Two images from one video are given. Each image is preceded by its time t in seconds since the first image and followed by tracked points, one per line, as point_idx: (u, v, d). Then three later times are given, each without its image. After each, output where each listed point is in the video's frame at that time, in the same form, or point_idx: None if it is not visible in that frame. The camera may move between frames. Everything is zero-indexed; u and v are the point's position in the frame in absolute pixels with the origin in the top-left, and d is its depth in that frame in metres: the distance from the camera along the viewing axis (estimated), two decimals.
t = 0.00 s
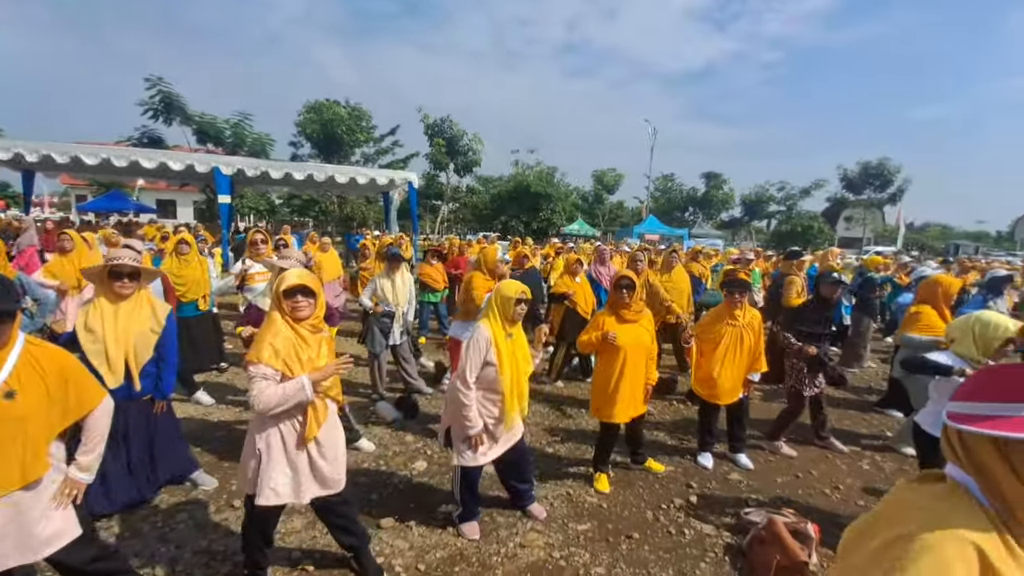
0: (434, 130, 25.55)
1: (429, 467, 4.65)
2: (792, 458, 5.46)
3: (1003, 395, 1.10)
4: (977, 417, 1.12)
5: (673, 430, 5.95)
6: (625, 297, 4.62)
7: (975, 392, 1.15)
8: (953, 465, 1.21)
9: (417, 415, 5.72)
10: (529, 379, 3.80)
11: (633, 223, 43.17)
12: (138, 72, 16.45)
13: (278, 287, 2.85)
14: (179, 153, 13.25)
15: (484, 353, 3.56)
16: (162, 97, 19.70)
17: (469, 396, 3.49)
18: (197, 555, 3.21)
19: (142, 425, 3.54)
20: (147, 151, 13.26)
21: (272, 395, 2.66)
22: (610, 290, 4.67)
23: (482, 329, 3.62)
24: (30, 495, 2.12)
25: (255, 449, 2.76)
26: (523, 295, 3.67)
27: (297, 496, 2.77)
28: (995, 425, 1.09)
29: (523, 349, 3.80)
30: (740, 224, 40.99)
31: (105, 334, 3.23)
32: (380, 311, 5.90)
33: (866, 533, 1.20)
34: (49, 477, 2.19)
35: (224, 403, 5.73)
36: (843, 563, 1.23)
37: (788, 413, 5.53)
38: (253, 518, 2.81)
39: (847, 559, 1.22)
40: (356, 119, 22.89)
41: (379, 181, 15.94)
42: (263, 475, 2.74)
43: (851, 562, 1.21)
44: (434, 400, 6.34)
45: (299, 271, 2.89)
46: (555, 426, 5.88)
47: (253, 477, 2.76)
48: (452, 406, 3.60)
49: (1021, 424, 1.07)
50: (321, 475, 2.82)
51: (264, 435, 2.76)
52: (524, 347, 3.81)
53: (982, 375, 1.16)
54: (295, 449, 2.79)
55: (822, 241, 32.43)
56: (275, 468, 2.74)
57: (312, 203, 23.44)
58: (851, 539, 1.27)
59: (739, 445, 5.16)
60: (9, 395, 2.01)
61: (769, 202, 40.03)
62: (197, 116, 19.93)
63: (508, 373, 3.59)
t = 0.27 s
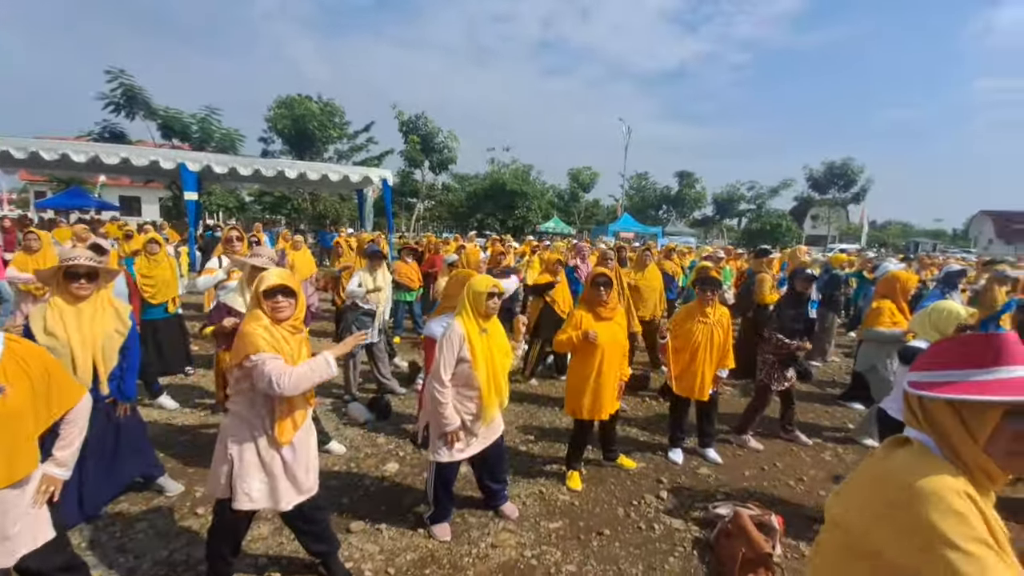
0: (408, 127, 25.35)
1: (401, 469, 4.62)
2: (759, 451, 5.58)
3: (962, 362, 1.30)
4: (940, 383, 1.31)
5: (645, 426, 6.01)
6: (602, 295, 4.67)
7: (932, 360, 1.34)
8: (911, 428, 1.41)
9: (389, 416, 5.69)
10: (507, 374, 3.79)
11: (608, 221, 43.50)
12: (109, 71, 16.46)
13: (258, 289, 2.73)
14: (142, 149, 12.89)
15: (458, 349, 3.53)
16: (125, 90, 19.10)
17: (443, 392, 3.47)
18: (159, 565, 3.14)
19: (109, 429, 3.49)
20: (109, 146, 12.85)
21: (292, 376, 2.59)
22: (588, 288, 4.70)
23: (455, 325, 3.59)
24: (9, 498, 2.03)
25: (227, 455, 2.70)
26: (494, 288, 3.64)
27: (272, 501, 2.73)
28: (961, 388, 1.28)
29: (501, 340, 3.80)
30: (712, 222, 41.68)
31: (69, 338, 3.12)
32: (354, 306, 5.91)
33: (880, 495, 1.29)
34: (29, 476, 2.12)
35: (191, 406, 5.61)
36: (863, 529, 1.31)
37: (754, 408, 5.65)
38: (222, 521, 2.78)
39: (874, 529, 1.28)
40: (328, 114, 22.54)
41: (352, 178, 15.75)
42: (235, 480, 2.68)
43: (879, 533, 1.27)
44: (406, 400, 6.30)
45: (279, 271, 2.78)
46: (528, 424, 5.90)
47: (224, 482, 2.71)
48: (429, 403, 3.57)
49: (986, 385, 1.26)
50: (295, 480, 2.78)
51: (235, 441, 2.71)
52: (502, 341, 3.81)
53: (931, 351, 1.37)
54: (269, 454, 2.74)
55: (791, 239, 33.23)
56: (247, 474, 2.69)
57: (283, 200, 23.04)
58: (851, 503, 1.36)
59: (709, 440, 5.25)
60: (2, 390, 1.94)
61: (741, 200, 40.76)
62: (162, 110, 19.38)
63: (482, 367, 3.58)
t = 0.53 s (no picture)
0: (384, 123, 25.13)
1: (374, 471, 4.58)
2: (730, 446, 5.68)
3: (930, 356, 1.54)
4: (907, 376, 1.56)
5: (620, 422, 6.06)
6: (585, 291, 4.74)
7: (902, 356, 1.59)
8: (876, 416, 1.65)
9: (363, 418, 5.64)
10: (492, 370, 3.75)
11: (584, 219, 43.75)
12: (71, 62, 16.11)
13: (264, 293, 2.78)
14: (105, 145, 12.55)
15: (440, 348, 3.51)
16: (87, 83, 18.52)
17: (428, 392, 3.44)
18: None
19: (94, 425, 3.37)
20: (70, 141, 12.45)
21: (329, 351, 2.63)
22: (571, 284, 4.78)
23: (438, 325, 3.57)
24: (17, 492, 2.07)
25: (203, 458, 2.65)
26: (476, 286, 3.61)
27: (248, 507, 2.69)
28: (926, 379, 1.52)
29: (486, 335, 3.78)
30: (686, 220, 42.20)
31: (73, 336, 3.11)
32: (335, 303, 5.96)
33: (882, 470, 1.44)
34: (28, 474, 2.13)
35: (159, 409, 5.48)
36: (875, 510, 1.42)
37: (724, 402, 5.75)
38: (192, 525, 2.73)
39: (889, 505, 1.40)
40: (301, 110, 22.19)
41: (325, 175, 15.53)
42: (211, 484, 2.64)
43: (896, 508, 1.39)
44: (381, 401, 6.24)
45: (283, 278, 2.84)
46: (504, 423, 5.91)
47: (196, 486, 2.65)
48: (412, 402, 3.55)
49: (949, 377, 1.50)
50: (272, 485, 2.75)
51: (213, 444, 2.66)
52: (488, 337, 3.79)
53: (897, 348, 1.62)
54: (249, 458, 2.70)
55: (763, 237, 33.83)
56: (225, 479, 2.66)
57: (254, 198, 22.61)
58: (850, 489, 1.50)
59: (682, 436, 5.33)
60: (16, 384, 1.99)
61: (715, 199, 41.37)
62: (126, 105, 18.84)
63: (466, 365, 3.55)
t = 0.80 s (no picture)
0: (362, 120, 24.89)
1: (350, 473, 4.54)
2: (706, 440, 5.74)
3: (901, 366, 1.68)
4: (881, 384, 1.70)
5: (598, 419, 6.09)
6: (574, 288, 4.74)
7: (877, 365, 1.73)
8: (854, 419, 1.80)
9: (340, 418, 5.58)
10: (481, 369, 3.72)
11: (565, 217, 43.86)
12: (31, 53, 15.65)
13: (276, 304, 2.70)
14: (71, 140, 12.22)
15: (432, 350, 3.48)
16: (51, 77, 18.00)
17: (416, 393, 3.41)
18: None
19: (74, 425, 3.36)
20: (34, 137, 12.09)
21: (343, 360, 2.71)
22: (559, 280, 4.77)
23: (429, 326, 3.52)
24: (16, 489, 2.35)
25: (181, 457, 2.58)
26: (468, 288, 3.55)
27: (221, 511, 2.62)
28: (897, 386, 1.66)
29: (478, 336, 3.75)
30: (665, 218, 42.63)
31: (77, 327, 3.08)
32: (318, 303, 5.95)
33: (863, 463, 1.64)
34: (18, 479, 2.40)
35: (128, 411, 5.35)
36: (863, 498, 1.62)
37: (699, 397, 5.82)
38: (158, 528, 2.65)
39: (873, 493, 1.60)
40: (276, 106, 21.84)
41: (302, 172, 15.32)
42: (186, 485, 2.57)
43: (879, 494, 1.59)
44: (358, 401, 6.18)
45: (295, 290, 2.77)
46: (482, 421, 5.89)
47: (168, 486, 2.57)
48: (398, 399, 3.51)
49: (917, 385, 1.65)
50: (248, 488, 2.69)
51: (192, 444, 2.59)
52: (481, 338, 3.76)
53: (874, 358, 1.75)
54: (228, 460, 2.64)
55: (739, 235, 34.34)
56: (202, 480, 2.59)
57: (229, 195, 22.21)
58: (838, 481, 1.69)
59: (659, 431, 5.37)
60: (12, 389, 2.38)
61: (693, 197, 41.81)
62: (93, 99, 18.35)
63: (456, 365, 3.54)
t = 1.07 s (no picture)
0: (343, 117, 24.65)
1: (328, 474, 4.48)
2: (685, 436, 5.77)
3: (885, 370, 1.73)
4: (866, 388, 1.76)
5: (580, 416, 6.09)
6: (565, 286, 4.76)
7: (860, 369, 1.79)
8: (838, 420, 1.86)
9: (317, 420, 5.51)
10: (468, 370, 3.68)
11: (548, 215, 43.90)
12: None
13: (264, 308, 2.63)
14: (40, 135, 11.90)
15: (421, 353, 3.43)
16: (19, 71, 17.50)
17: (402, 394, 3.36)
18: None
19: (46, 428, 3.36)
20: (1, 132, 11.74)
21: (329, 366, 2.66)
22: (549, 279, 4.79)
23: (419, 328, 3.45)
24: None
25: (154, 460, 2.50)
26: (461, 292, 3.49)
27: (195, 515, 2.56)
28: (882, 390, 1.72)
29: (467, 335, 3.69)
30: (646, 216, 42.91)
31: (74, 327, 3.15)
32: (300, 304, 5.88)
33: (854, 460, 1.69)
34: None
35: (97, 414, 5.20)
36: (855, 494, 1.66)
37: (679, 393, 5.86)
38: (126, 533, 2.57)
39: (865, 489, 1.64)
40: (254, 102, 21.51)
41: (281, 169, 15.11)
42: (159, 488, 2.50)
43: (870, 489, 1.63)
44: (336, 402, 6.11)
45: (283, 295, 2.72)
46: (463, 420, 5.86)
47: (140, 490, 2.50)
48: (383, 399, 3.46)
49: (899, 389, 1.70)
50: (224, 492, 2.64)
51: (165, 447, 2.50)
52: (471, 339, 3.71)
53: (858, 363, 1.82)
54: (204, 463, 2.57)
55: (718, 233, 34.71)
56: (176, 484, 2.52)
57: (206, 193, 21.83)
58: (828, 478, 1.73)
59: (639, 428, 5.39)
60: None
61: (674, 195, 42.14)
62: (63, 94, 17.89)
63: (444, 368, 3.49)
